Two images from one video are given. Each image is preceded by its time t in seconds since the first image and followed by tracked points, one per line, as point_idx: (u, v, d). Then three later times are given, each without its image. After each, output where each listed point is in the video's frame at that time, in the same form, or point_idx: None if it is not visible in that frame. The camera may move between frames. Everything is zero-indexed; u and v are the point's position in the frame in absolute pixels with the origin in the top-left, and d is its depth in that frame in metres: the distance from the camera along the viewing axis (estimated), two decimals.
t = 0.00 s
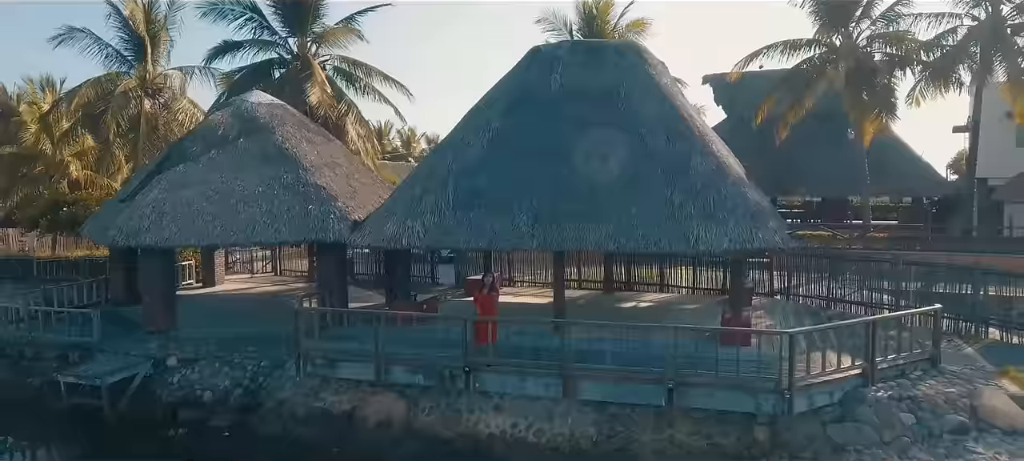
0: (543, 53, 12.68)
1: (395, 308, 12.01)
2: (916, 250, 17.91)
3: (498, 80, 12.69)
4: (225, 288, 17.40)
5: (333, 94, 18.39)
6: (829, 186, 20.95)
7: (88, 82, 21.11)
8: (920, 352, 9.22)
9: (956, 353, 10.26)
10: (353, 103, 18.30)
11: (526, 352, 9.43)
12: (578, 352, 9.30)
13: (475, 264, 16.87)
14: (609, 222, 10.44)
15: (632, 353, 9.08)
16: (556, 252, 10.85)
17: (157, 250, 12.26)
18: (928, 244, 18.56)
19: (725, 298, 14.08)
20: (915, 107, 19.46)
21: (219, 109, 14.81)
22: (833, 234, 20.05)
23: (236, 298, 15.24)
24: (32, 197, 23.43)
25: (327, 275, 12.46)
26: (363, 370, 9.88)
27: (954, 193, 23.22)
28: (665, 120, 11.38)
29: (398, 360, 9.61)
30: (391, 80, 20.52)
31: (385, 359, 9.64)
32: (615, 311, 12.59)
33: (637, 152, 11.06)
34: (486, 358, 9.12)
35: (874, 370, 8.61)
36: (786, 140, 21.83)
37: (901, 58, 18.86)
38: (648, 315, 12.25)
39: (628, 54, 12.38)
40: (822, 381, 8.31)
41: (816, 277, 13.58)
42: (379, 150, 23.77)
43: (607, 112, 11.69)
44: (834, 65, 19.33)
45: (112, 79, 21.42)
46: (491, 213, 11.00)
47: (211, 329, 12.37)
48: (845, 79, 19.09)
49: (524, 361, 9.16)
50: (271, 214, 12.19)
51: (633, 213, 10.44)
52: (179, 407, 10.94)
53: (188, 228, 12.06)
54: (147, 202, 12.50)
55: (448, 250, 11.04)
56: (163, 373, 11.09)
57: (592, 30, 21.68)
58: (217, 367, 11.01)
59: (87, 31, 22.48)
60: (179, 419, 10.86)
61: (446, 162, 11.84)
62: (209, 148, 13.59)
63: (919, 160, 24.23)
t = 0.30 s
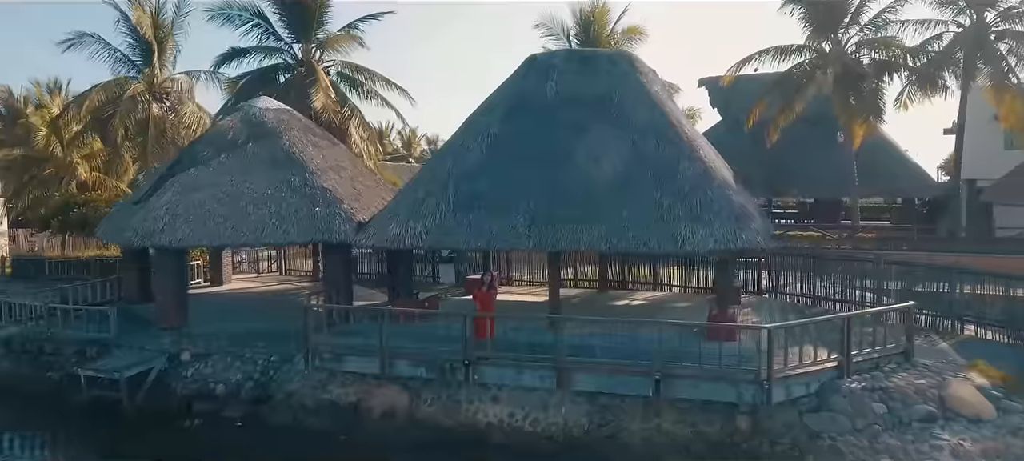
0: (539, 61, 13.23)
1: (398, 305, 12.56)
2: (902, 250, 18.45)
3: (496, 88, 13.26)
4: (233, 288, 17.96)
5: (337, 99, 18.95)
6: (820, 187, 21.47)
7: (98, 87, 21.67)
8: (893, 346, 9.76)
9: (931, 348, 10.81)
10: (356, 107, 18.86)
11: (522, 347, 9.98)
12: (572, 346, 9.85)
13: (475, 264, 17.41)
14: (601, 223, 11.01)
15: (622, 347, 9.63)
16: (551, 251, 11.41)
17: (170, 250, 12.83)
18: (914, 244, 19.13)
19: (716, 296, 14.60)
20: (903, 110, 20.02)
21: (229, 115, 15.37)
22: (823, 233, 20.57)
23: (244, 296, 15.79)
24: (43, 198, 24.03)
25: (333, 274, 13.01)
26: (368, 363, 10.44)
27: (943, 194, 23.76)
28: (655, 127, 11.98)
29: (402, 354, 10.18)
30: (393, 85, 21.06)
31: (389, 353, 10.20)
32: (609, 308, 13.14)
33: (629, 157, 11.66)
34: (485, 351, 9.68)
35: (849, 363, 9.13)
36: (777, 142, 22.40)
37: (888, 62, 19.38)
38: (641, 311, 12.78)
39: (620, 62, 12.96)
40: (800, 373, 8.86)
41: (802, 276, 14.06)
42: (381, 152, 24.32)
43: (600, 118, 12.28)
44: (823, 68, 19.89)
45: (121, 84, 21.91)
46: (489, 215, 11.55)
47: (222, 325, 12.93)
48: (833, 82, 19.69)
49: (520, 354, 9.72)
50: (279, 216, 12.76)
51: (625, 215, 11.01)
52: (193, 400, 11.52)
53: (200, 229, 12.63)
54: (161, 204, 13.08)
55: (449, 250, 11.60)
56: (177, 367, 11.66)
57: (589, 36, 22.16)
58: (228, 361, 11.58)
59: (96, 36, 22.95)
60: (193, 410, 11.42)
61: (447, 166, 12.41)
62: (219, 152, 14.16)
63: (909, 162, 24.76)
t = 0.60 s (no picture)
0: (539, 68, 13.80)
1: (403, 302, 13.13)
2: (889, 249, 19.02)
3: (497, 94, 13.84)
4: (241, 286, 18.53)
5: (342, 103, 19.52)
6: (812, 188, 22.03)
7: (109, 92, 22.23)
8: (872, 341, 10.30)
9: (909, 342, 11.40)
10: (360, 111, 19.42)
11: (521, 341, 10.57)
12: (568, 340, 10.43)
13: (476, 263, 17.95)
14: (596, 224, 11.60)
15: (616, 341, 10.22)
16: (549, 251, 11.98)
17: (185, 250, 13.41)
18: (902, 244, 19.70)
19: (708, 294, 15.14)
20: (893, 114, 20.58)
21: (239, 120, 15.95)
22: (814, 233, 21.16)
23: (253, 294, 16.36)
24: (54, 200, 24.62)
25: (341, 272, 13.59)
26: (375, 357, 11.04)
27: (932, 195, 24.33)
28: (648, 133, 12.59)
29: (407, 348, 10.77)
30: (396, 90, 21.60)
31: (395, 347, 10.79)
32: (604, 305, 13.72)
33: (623, 161, 12.25)
34: (486, 345, 10.26)
35: (830, 356, 9.67)
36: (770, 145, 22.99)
37: (875, 68, 20.11)
38: (635, 308, 13.35)
39: (616, 70, 13.54)
40: (783, 365, 9.41)
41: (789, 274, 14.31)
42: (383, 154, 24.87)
43: (596, 124, 12.87)
44: (814, 74, 20.47)
45: (131, 88, 22.46)
46: (490, 216, 12.13)
47: (234, 322, 13.51)
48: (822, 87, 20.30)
49: (519, 348, 10.30)
50: (289, 217, 13.34)
51: (619, 217, 11.60)
52: (209, 392, 12.13)
53: (214, 230, 13.22)
54: (176, 206, 13.67)
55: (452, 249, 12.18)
56: (193, 361, 12.24)
57: (586, 41, 22.73)
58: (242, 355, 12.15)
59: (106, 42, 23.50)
60: (208, 402, 12.01)
61: (450, 169, 12.98)
62: (231, 156, 14.74)
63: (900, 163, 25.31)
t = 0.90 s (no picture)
0: (539, 76, 14.39)
1: (408, 299, 13.73)
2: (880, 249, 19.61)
3: (499, 100, 14.43)
4: (251, 285, 19.12)
5: (349, 107, 20.10)
6: (806, 189, 22.60)
7: (121, 95, 22.80)
8: (855, 335, 10.82)
9: (892, 336, 11.95)
10: (366, 115, 20.01)
11: (523, 336, 11.16)
12: (568, 335, 11.03)
13: (479, 263, 18.54)
14: (593, 225, 12.19)
15: (612, 335, 10.81)
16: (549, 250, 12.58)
17: (200, 250, 14.02)
18: (892, 244, 20.30)
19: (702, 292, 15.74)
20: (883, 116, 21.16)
21: (250, 124, 16.53)
22: (807, 234, 21.77)
23: (263, 292, 16.94)
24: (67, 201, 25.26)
25: (349, 271, 14.18)
26: (383, 351, 11.62)
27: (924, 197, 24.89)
28: (644, 138, 13.18)
29: (414, 342, 11.38)
30: (401, 93, 22.17)
31: (403, 340, 11.38)
32: (601, 302, 14.32)
33: (619, 165, 12.85)
34: (489, 340, 10.85)
35: (814, 349, 10.19)
36: (764, 147, 23.61)
37: (866, 72, 20.72)
38: (631, 305, 13.94)
39: (613, 77, 14.12)
40: (769, 358, 9.94)
41: (781, 272, 14.88)
42: (387, 156, 25.42)
43: (594, 129, 13.45)
44: (806, 77, 21.05)
45: (141, 91, 23.01)
46: (492, 217, 12.72)
47: (247, 318, 14.10)
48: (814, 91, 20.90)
49: (520, 342, 10.89)
50: (300, 218, 13.95)
51: (615, 217, 12.20)
52: (224, 385, 12.67)
53: (228, 231, 13.84)
54: (192, 207, 14.28)
55: (456, 248, 12.77)
56: (208, 356, 12.81)
57: (585, 46, 23.29)
58: (254, 349, 12.70)
59: (117, 46, 24.08)
60: (224, 395, 12.61)
61: (454, 172, 13.58)
62: (243, 159, 15.34)
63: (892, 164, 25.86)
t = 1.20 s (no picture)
0: (540, 82, 15.00)
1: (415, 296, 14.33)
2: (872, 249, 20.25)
3: (501, 105, 15.03)
4: (261, 283, 19.74)
5: (356, 111, 20.70)
6: (800, 190, 23.16)
7: (133, 100, 23.40)
8: (839, 329, 11.46)
9: (877, 331, 12.55)
10: (372, 119, 20.61)
11: (525, 332, 11.78)
12: (568, 331, 11.66)
13: (482, 262, 19.13)
14: (592, 226, 12.79)
15: (610, 331, 11.47)
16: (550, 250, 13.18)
17: (216, 250, 14.62)
18: (884, 244, 20.89)
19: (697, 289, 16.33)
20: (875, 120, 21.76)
21: (262, 128, 17.13)
22: (801, 233, 22.42)
23: (274, 290, 17.54)
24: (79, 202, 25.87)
25: (359, 269, 14.79)
26: (393, 345, 12.25)
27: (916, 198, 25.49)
28: (640, 142, 13.79)
29: (423, 337, 12.03)
30: (406, 98, 22.78)
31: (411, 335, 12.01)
32: (600, 300, 14.93)
33: (617, 169, 13.46)
34: (494, 334, 11.47)
35: (800, 343, 10.86)
36: (758, 149, 24.23)
37: (858, 77, 21.32)
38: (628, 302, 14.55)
39: (611, 84, 14.73)
40: (758, 351, 10.60)
41: (773, 272, 15.16)
42: (391, 158, 26.04)
43: (593, 134, 14.06)
44: (800, 82, 21.64)
45: (153, 95, 23.62)
46: (495, 218, 13.32)
47: (261, 315, 14.71)
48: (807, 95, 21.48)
49: (523, 337, 11.52)
50: (312, 219, 14.56)
51: (613, 218, 12.80)
52: (241, 378, 13.28)
53: (243, 231, 14.43)
54: (208, 208, 14.88)
55: (461, 248, 13.37)
56: (225, 351, 13.42)
57: (585, 51, 23.89)
58: (268, 344, 13.30)
59: (129, 51, 24.70)
60: (240, 387, 13.22)
61: (458, 175, 14.19)
62: (255, 162, 15.93)
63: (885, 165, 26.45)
